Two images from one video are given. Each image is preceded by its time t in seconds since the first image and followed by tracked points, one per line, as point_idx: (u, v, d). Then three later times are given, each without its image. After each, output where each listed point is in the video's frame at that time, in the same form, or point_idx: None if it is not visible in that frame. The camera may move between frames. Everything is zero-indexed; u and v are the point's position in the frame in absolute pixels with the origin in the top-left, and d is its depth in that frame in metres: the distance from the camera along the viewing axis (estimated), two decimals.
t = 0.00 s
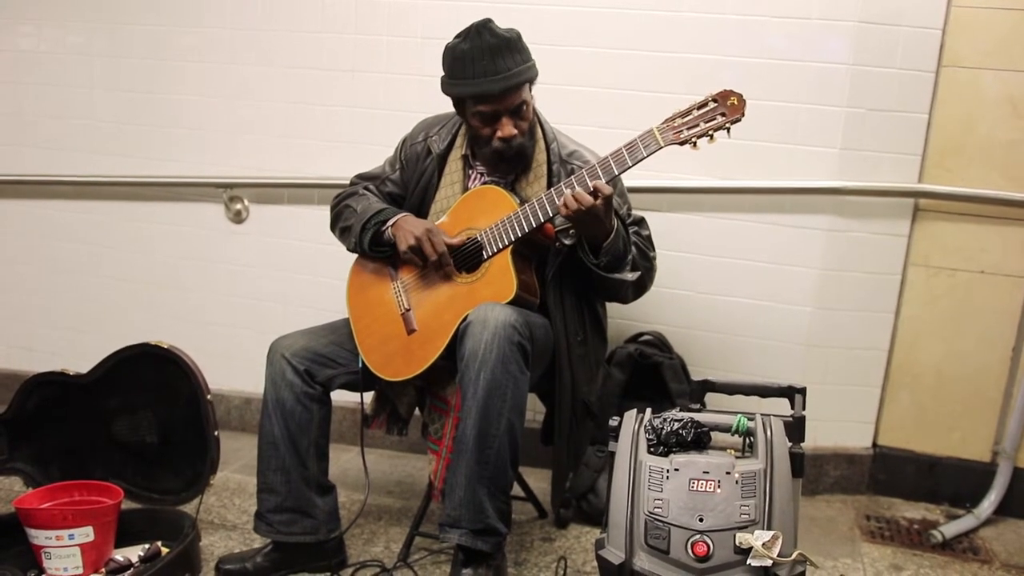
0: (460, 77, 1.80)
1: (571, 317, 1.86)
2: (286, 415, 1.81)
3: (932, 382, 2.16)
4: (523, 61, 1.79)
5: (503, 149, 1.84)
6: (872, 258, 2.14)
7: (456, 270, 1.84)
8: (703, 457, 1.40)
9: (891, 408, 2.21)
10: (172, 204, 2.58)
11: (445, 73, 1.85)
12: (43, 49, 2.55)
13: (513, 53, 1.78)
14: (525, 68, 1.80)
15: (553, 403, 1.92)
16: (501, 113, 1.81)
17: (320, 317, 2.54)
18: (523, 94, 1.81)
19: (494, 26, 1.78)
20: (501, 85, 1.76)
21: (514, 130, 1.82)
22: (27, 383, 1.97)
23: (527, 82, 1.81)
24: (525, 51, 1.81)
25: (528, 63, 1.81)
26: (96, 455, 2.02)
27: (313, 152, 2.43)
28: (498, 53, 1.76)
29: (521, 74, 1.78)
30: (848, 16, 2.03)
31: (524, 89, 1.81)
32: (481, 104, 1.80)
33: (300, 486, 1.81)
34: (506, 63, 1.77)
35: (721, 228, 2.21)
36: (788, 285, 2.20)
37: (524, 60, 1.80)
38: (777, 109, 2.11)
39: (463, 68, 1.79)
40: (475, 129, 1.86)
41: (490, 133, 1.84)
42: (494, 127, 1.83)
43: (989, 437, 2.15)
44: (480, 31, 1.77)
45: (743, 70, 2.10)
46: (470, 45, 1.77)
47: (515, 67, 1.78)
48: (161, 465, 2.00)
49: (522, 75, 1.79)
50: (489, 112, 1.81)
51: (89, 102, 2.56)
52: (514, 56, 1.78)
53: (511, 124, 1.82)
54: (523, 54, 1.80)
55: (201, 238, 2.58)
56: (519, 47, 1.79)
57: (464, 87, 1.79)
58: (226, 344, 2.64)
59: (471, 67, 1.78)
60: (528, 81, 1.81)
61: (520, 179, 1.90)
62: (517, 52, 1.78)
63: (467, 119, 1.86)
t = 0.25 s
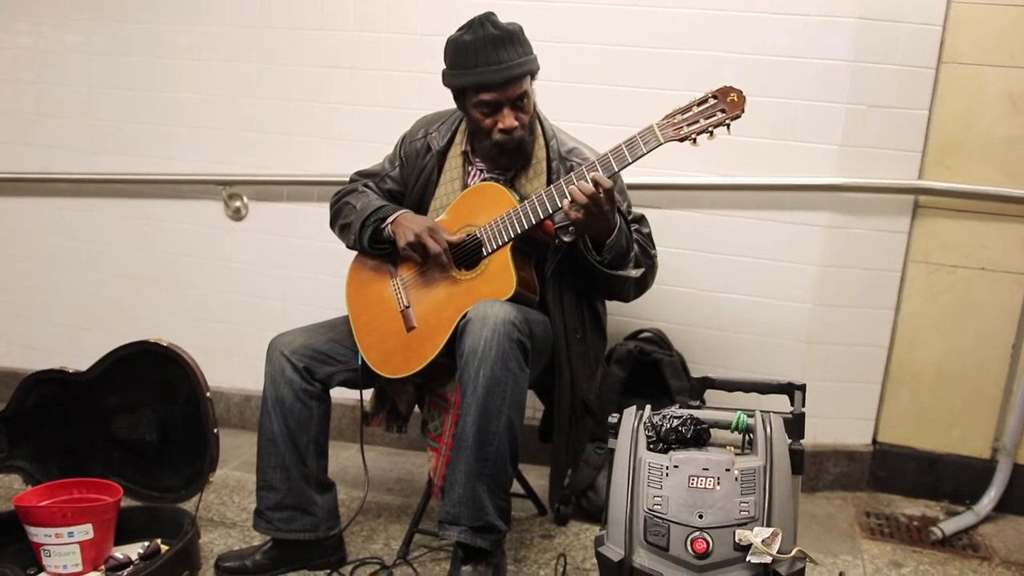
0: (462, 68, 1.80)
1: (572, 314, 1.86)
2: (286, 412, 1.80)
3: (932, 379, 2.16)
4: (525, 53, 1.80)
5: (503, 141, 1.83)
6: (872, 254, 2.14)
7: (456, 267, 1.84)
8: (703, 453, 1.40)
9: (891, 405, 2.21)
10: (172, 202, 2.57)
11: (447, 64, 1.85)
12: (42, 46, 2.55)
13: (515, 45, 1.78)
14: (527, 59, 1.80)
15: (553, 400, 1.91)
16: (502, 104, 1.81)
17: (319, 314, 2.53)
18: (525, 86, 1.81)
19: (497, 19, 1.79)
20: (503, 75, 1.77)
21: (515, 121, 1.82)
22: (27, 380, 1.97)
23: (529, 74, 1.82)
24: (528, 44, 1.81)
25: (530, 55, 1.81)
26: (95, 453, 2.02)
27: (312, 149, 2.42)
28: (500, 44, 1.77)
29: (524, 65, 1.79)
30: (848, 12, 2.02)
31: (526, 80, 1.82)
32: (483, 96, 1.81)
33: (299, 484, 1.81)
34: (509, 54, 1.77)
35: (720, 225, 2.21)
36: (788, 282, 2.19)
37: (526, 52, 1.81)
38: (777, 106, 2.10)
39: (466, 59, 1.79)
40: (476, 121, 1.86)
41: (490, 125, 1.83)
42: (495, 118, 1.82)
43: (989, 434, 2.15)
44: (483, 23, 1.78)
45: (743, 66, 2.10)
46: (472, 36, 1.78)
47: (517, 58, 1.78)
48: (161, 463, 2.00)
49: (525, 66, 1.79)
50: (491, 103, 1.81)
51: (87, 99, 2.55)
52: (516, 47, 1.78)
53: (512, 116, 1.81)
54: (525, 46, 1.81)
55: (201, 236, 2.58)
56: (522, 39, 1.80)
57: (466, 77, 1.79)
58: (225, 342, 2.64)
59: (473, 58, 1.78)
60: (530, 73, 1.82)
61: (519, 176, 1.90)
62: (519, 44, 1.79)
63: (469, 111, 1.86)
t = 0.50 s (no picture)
0: (462, 63, 1.80)
1: (570, 313, 1.85)
2: (285, 411, 1.80)
3: (931, 378, 2.16)
4: (525, 50, 1.80)
5: (501, 137, 1.83)
6: (872, 253, 2.14)
7: (456, 266, 1.84)
8: (703, 453, 1.40)
9: (891, 404, 2.21)
10: (171, 201, 2.57)
11: (448, 60, 1.85)
12: (41, 46, 2.54)
13: (516, 41, 1.78)
14: (527, 56, 1.80)
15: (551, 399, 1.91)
16: (501, 99, 1.81)
17: (319, 313, 2.53)
18: (525, 82, 1.81)
19: (499, 15, 1.79)
20: (504, 70, 1.77)
21: (513, 117, 1.81)
22: (27, 379, 1.97)
23: (529, 71, 1.82)
24: (528, 41, 1.81)
25: (531, 52, 1.81)
26: (95, 453, 2.02)
27: (311, 148, 2.42)
28: (501, 40, 1.77)
29: (525, 61, 1.79)
30: (848, 11, 2.02)
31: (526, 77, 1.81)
32: (482, 91, 1.80)
33: (299, 483, 1.81)
34: (510, 49, 1.77)
35: (720, 224, 2.20)
36: (788, 282, 2.19)
37: (526, 49, 1.80)
38: (777, 105, 2.10)
39: (466, 54, 1.79)
40: (474, 116, 1.85)
41: (488, 120, 1.83)
42: (493, 113, 1.82)
43: (989, 433, 2.15)
44: (484, 19, 1.78)
45: (742, 65, 2.09)
46: (474, 32, 1.78)
47: (518, 54, 1.78)
48: (160, 463, 1.99)
49: (525, 62, 1.79)
50: (490, 99, 1.81)
51: (87, 99, 2.55)
52: (516, 44, 1.78)
53: (510, 112, 1.81)
54: (526, 43, 1.81)
55: (200, 235, 2.58)
56: (523, 36, 1.80)
57: (466, 72, 1.79)
58: (225, 341, 2.64)
59: (474, 53, 1.78)
60: (530, 70, 1.82)
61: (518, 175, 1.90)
62: (520, 40, 1.79)
63: (467, 106, 1.86)
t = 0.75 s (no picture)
0: (462, 60, 1.80)
1: (570, 314, 1.85)
2: (285, 412, 1.80)
3: (931, 379, 2.16)
4: (525, 47, 1.80)
5: (502, 134, 1.82)
6: (872, 254, 2.14)
7: (456, 267, 1.84)
8: (702, 454, 1.39)
9: (891, 405, 2.21)
10: (170, 201, 2.57)
11: (447, 58, 1.85)
12: (40, 46, 2.54)
13: (515, 38, 1.78)
14: (526, 52, 1.80)
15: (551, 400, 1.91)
16: (501, 96, 1.80)
17: (318, 314, 2.53)
18: (525, 79, 1.81)
19: (498, 14, 1.80)
20: (503, 65, 1.76)
21: (513, 113, 1.81)
22: (27, 379, 1.97)
23: (529, 68, 1.82)
24: (528, 39, 1.81)
25: (530, 49, 1.81)
26: (95, 453, 2.02)
27: (311, 148, 2.42)
28: (500, 36, 1.77)
29: (524, 57, 1.78)
30: (848, 12, 2.02)
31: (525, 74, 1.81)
32: (481, 87, 1.80)
33: (299, 484, 1.81)
34: (510, 45, 1.77)
35: (720, 225, 2.20)
36: (788, 282, 2.19)
37: (526, 46, 1.80)
38: (777, 105, 2.10)
39: (466, 51, 1.79)
40: (474, 114, 1.85)
41: (489, 117, 1.82)
42: (493, 110, 1.81)
43: (989, 434, 2.15)
44: (484, 17, 1.78)
45: (742, 66, 2.09)
46: (473, 29, 1.78)
47: (518, 50, 1.78)
48: (159, 463, 1.99)
49: (525, 58, 1.79)
50: (489, 95, 1.80)
51: (86, 99, 2.55)
52: (516, 41, 1.78)
53: (510, 108, 1.81)
54: (525, 41, 1.81)
55: (200, 236, 2.57)
56: (522, 33, 1.80)
57: (466, 69, 1.79)
58: (224, 342, 2.64)
59: (473, 50, 1.78)
60: (530, 67, 1.81)
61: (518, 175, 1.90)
62: (519, 37, 1.79)
63: (467, 104, 1.85)
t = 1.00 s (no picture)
0: (462, 59, 1.80)
1: (570, 314, 1.85)
2: (285, 412, 1.80)
3: (931, 379, 2.16)
4: (525, 46, 1.79)
5: (501, 133, 1.82)
6: (872, 255, 2.14)
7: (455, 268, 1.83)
8: (702, 454, 1.40)
9: (890, 405, 2.21)
10: (170, 201, 2.57)
11: (449, 57, 1.85)
12: (41, 45, 2.54)
13: (515, 38, 1.78)
14: (526, 52, 1.79)
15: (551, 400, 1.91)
16: (500, 95, 1.80)
17: (318, 313, 2.53)
18: (524, 79, 1.81)
19: (499, 13, 1.80)
20: (502, 64, 1.76)
21: (512, 113, 1.81)
22: (27, 378, 1.97)
23: (529, 68, 1.82)
24: (528, 39, 1.81)
25: (531, 49, 1.81)
26: (94, 452, 2.02)
27: (311, 148, 2.42)
28: (500, 35, 1.77)
29: (524, 57, 1.78)
30: (848, 12, 2.02)
31: (525, 73, 1.81)
32: (480, 86, 1.80)
33: (298, 483, 1.81)
34: (509, 44, 1.77)
35: (720, 225, 2.20)
36: (788, 283, 2.19)
37: (527, 46, 1.80)
38: (777, 106, 2.10)
39: (466, 50, 1.79)
40: (474, 113, 1.85)
41: (488, 116, 1.82)
42: (492, 109, 1.81)
43: (989, 434, 2.15)
44: (485, 17, 1.79)
45: (742, 66, 2.09)
46: (474, 28, 1.78)
47: (518, 49, 1.78)
48: (159, 462, 1.99)
49: (525, 58, 1.79)
50: (489, 94, 1.80)
51: (86, 98, 2.55)
52: (516, 40, 1.78)
53: (509, 107, 1.81)
54: (526, 40, 1.80)
55: (200, 235, 2.57)
56: (523, 33, 1.80)
57: (465, 67, 1.79)
58: (224, 341, 2.64)
59: (473, 48, 1.78)
60: (530, 66, 1.81)
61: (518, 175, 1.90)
62: (520, 37, 1.79)
63: (467, 103, 1.86)
